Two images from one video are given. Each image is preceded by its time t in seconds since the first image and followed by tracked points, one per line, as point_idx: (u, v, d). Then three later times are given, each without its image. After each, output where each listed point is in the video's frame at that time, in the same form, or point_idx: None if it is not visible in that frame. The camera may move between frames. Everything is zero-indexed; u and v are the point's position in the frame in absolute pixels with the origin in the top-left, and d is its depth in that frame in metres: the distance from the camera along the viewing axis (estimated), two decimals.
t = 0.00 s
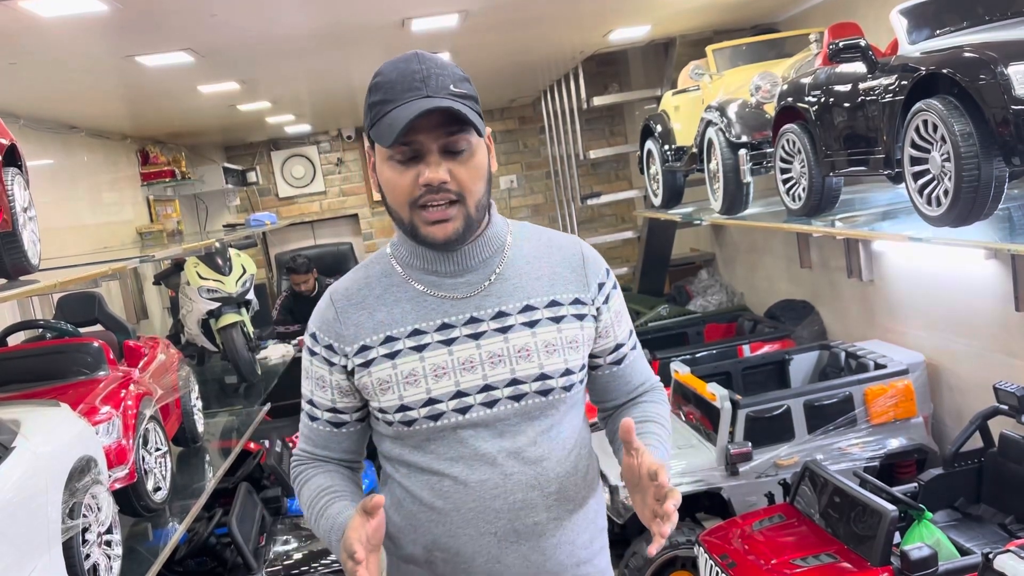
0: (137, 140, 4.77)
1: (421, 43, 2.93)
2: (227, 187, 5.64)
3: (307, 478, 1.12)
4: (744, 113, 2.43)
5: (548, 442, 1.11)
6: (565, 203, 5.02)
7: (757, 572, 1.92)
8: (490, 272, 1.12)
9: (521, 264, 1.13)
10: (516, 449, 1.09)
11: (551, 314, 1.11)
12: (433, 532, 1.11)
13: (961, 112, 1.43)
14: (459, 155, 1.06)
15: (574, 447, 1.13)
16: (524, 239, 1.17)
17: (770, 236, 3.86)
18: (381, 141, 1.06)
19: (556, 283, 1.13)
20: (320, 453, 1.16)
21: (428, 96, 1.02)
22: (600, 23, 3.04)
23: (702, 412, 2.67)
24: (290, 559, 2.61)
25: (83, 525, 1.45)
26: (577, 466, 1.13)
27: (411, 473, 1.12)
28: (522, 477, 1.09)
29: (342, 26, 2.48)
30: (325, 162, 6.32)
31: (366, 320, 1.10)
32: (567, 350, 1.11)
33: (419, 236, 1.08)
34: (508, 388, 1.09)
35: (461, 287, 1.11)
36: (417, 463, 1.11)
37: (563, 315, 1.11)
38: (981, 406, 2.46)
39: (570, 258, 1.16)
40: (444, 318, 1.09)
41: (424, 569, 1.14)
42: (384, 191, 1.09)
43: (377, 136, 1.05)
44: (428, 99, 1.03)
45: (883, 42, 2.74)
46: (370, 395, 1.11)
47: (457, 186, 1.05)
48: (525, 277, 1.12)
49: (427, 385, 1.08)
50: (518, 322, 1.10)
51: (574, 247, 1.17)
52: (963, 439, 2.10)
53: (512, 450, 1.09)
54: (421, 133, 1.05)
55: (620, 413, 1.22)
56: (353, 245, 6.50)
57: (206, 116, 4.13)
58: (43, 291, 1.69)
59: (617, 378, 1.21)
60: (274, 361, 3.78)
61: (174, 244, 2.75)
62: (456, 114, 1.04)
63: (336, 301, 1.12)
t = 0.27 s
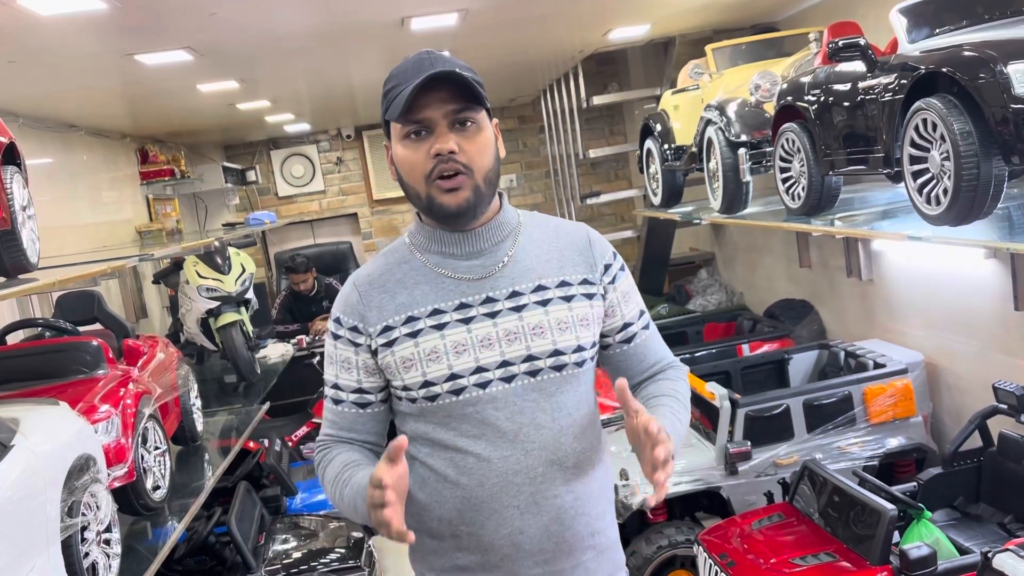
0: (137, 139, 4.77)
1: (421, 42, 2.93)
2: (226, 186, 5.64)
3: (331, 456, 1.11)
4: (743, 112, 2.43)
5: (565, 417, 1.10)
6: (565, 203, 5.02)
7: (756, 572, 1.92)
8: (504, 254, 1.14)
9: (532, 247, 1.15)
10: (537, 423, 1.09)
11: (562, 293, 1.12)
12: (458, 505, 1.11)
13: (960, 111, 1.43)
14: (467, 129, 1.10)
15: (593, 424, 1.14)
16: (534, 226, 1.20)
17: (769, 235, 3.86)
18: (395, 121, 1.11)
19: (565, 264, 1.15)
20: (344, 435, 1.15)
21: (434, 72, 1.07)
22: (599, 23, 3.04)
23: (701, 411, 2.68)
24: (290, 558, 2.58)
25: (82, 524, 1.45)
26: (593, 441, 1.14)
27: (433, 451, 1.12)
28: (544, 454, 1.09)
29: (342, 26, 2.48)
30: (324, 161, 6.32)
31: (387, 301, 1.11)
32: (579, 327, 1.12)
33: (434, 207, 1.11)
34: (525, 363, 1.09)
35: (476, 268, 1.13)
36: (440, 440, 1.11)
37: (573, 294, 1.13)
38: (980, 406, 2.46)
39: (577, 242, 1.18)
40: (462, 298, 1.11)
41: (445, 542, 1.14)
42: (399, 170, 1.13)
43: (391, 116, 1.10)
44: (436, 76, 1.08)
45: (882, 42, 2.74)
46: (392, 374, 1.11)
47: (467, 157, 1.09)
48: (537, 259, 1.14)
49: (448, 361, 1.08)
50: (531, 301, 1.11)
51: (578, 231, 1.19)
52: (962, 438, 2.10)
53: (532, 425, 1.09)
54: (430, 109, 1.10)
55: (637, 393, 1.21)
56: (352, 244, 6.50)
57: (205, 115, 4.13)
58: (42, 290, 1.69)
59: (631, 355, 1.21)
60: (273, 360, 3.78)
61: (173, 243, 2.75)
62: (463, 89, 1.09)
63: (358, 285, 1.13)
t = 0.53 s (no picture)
0: (135, 139, 4.76)
1: (419, 42, 2.93)
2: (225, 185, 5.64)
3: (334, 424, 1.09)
4: (741, 112, 2.43)
5: (558, 406, 1.11)
6: (564, 202, 5.02)
7: (754, 572, 1.92)
8: (504, 249, 1.15)
9: (532, 242, 1.16)
10: (531, 411, 1.10)
11: (557, 287, 1.13)
12: (458, 490, 1.11)
13: (957, 111, 1.43)
14: (477, 137, 1.11)
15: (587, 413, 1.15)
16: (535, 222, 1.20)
17: (768, 235, 3.86)
18: (408, 122, 1.11)
19: (562, 258, 1.15)
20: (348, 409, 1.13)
21: (450, 80, 1.08)
22: (597, 23, 3.04)
23: (699, 411, 2.68)
24: (288, 557, 2.56)
25: (79, 524, 1.44)
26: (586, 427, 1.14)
27: (434, 436, 1.12)
28: (538, 439, 1.10)
29: (341, 26, 2.49)
30: (323, 161, 6.32)
31: (393, 288, 1.13)
32: (573, 320, 1.12)
33: (440, 206, 1.12)
34: (520, 353, 1.10)
35: (477, 262, 1.14)
36: (439, 425, 1.11)
37: (568, 289, 1.13)
38: (978, 406, 2.46)
39: (573, 238, 1.18)
40: (463, 288, 1.12)
41: (446, 524, 1.13)
42: (409, 168, 1.14)
43: (405, 118, 1.10)
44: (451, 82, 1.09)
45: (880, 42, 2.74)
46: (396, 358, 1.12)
47: (476, 161, 1.10)
48: (536, 253, 1.15)
49: (448, 348, 1.09)
50: (527, 294, 1.12)
51: (576, 228, 1.19)
52: (960, 438, 2.10)
53: (526, 413, 1.09)
54: (444, 113, 1.10)
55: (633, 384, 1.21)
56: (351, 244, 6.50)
57: (204, 115, 4.13)
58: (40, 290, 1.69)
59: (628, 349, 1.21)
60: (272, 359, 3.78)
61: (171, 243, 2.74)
62: (476, 97, 1.10)
63: (367, 271, 1.15)
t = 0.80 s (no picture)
0: (134, 138, 4.76)
1: (418, 42, 2.93)
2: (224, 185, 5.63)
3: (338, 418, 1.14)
4: (739, 112, 2.43)
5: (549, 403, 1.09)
6: (562, 202, 5.02)
7: (752, 572, 1.92)
8: (502, 250, 1.14)
9: (530, 244, 1.15)
10: (521, 408, 1.09)
11: (554, 290, 1.12)
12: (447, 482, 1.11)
13: (955, 111, 1.43)
14: (477, 138, 1.11)
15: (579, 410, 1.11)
16: (536, 224, 1.19)
17: (766, 235, 3.87)
18: (409, 126, 1.11)
19: (560, 261, 1.14)
20: (350, 404, 1.17)
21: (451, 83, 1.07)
22: (596, 22, 3.04)
23: (698, 411, 2.68)
24: (287, 557, 2.55)
25: (77, 524, 1.44)
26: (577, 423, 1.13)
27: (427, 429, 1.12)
28: (527, 432, 1.09)
29: (340, 25, 2.49)
30: (322, 160, 6.32)
31: (391, 287, 1.13)
32: (568, 322, 1.11)
33: (441, 207, 1.12)
34: (514, 352, 1.09)
35: (474, 263, 1.13)
36: (431, 420, 1.11)
37: (565, 291, 1.12)
38: (976, 405, 2.47)
39: (571, 242, 1.17)
40: (459, 288, 1.11)
41: (440, 514, 1.14)
42: (410, 171, 1.13)
43: (406, 121, 1.10)
44: (451, 86, 1.08)
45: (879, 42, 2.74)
46: (393, 355, 1.12)
47: (476, 163, 1.10)
48: (534, 255, 1.14)
49: (442, 346, 1.09)
50: (523, 295, 1.11)
51: (575, 232, 1.18)
52: (957, 438, 2.10)
53: (516, 409, 1.09)
54: (443, 117, 1.09)
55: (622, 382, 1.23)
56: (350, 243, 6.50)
57: (203, 114, 4.13)
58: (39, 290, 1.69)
59: (618, 351, 1.22)
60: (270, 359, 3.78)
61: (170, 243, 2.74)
62: (476, 100, 1.09)
63: (369, 271, 1.15)
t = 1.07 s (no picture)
0: (133, 138, 4.76)
1: (418, 42, 2.93)
2: (223, 185, 5.63)
3: (350, 420, 1.17)
4: (739, 112, 2.43)
5: (547, 402, 1.10)
6: (562, 202, 5.02)
7: (751, 572, 1.92)
8: (499, 251, 1.13)
9: (528, 245, 1.15)
10: (518, 408, 1.09)
11: (552, 291, 1.11)
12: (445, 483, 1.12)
13: (954, 111, 1.43)
14: (472, 134, 1.10)
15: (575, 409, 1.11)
16: (534, 224, 1.19)
17: (765, 235, 3.87)
18: (404, 124, 1.10)
19: (557, 262, 1.13)
20: (355, 403, 1.20)
21: (443, 77, 1.07)
22: (595, 22, 3.04)
23: (697, 411, 2.69)
24: (286, 558, 2.55)
25: (76, 524, 1.44)
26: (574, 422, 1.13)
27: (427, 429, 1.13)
28: (524, 430, 1.09)
29: (340, 26, 2.49)
30: (321, 160, 6.31)
31: (390, 289, 1.12)
32: (566, 322, 1.11)
33: (437, 203, 1.10)
34: (511, 352, 1.08)
35: (472, 263, 1.12)
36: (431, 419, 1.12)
37: (562, 292, 1.11)
38: (975, 405, 2.47)
39: (569, 243, 1.16)
40: (457, 290, 1.11)
41: (438, 511, 1.15)
42: (405, 170, 1.12)
43: (400, 119, 1.09)
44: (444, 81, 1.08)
45: (878, 42, 2.74)
46: (392, 357, 1.12)
47: (472, 158, 1.08)
48: (532, 256, 1.13)
49: (439, 348, 1.09)
50: (520, 296, 1.10)
51: (573, 232, 1.18)
52: (957, 438, 2.10)
53: (513, 409, 1.09)
54: (438, 112, 1.09)
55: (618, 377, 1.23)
56: (349, 243, 6.50)
57: (202, 114, 4.13)
58: (38, 289, 1.69)
59: (617, 345, 1.22)
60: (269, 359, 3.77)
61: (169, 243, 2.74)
62: (471, 96, 1.09)
63: (367, 275, 1.15)
